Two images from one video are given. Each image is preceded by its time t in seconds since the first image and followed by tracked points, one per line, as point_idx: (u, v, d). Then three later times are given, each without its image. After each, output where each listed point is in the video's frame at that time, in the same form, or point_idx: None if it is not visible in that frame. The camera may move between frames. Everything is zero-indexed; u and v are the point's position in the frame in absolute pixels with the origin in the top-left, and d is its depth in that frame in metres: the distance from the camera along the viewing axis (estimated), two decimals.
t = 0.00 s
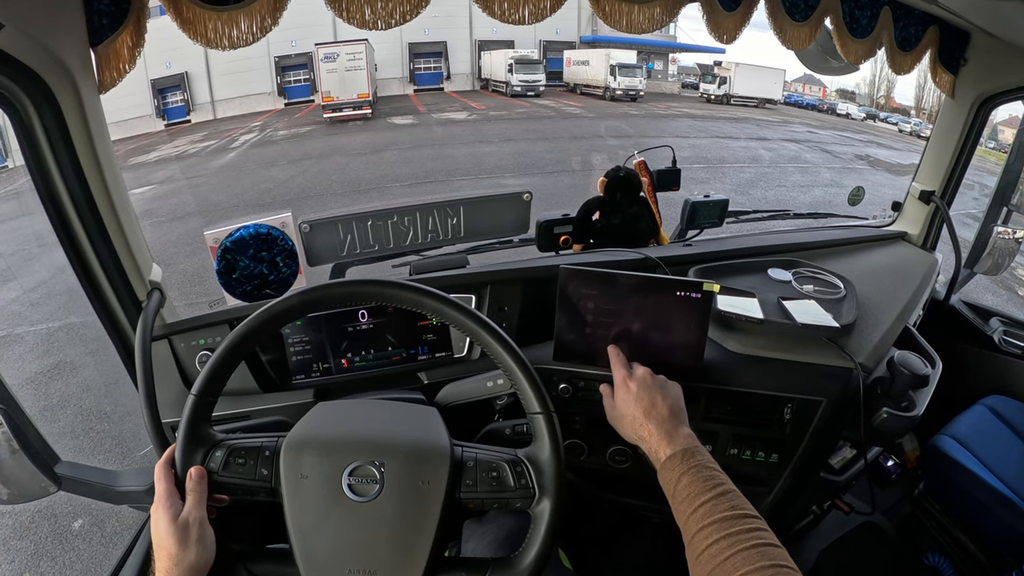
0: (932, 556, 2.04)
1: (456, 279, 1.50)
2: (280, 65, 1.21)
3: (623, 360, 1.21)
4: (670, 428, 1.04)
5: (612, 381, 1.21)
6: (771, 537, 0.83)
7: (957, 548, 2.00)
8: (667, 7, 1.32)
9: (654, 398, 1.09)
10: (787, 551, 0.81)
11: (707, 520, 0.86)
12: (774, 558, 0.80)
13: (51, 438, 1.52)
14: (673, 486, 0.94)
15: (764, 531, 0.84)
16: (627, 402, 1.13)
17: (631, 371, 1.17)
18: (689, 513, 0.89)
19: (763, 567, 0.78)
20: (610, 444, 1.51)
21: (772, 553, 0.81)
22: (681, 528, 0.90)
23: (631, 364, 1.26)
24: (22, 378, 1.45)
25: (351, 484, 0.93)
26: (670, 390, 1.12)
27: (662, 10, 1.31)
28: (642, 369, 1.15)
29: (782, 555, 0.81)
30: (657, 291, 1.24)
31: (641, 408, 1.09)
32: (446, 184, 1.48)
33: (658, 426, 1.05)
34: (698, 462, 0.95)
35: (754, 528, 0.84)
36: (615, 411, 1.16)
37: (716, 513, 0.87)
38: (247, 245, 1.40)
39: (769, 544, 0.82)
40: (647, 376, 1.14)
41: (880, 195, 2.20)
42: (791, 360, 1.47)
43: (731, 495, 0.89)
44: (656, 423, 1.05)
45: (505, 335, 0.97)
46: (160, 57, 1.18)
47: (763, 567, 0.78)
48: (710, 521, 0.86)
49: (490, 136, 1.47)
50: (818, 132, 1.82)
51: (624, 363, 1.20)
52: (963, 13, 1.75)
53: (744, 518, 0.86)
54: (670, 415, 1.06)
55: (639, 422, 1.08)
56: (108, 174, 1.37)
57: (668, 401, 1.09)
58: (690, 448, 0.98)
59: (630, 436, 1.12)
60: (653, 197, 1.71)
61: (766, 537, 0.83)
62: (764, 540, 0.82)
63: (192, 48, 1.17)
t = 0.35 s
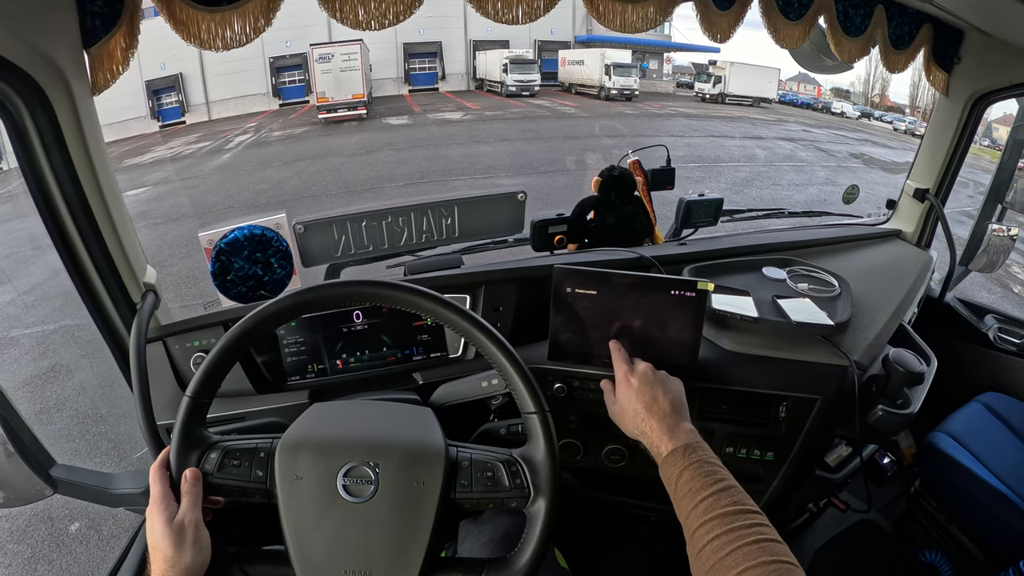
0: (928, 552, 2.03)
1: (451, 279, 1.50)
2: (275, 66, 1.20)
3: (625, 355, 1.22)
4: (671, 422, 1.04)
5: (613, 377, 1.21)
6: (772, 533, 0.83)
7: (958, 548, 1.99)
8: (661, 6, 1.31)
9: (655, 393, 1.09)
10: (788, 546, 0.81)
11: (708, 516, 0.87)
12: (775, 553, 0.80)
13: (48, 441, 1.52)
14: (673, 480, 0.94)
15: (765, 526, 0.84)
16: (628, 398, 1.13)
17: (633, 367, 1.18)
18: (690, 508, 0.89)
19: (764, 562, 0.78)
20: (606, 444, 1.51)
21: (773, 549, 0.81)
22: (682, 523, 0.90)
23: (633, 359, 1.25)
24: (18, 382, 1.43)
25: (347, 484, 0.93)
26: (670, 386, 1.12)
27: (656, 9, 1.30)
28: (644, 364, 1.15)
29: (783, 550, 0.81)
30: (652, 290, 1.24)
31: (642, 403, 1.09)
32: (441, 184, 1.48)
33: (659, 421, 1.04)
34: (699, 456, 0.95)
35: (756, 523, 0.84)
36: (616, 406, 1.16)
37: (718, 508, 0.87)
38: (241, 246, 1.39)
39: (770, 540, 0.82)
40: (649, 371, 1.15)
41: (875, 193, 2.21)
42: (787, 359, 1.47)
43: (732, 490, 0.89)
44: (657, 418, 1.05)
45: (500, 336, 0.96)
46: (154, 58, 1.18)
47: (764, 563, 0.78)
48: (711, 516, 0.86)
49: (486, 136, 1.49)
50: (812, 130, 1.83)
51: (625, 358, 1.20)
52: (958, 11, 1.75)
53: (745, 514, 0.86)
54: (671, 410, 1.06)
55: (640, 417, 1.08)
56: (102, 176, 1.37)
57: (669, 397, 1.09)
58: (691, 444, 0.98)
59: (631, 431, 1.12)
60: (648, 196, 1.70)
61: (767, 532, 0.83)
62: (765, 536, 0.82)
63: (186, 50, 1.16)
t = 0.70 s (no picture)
0: (926, 550, 2.04)
1: (448, 279, 1.50)
2: (270, 66, 1.20)
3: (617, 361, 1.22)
4: (665, 425, 1.04)
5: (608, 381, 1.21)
6: (767, 533, 0.84)
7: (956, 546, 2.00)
8: (656, 5, 1.32)
9: (648, 396, 1.10)
10: (782, 546, 0.82)
11: (703, 517, 0.87)
12: (769, 553, 0.80)
13: (46, 444, 1.50)
14: (668, 482, 0.94)
15: (759, 527, 0.84)
16: (622, 402, 1.13)
17: (625, 371, 1.18)
18: (685, 510, 0.89)
19: (759, 562, 0.79)
20: (603, 443, 1.51)
21: (767, 549, 0.81)
22: (677, 524, 0.90)
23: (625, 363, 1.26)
24: (15, 384, 1.43)
25: (344, 485, 0.93)
26: (664, 388, 1.13)
27: (651, 9, 1.31)
28: (637, 369, 1.16)
29: (778, 550, 0.81)
30: (649, 289, 1.25)
31: (636, 407, 1.09)
32: (438, 184, 1.49)
33: (653, 423, 1.05)
34: (694, 458, 0.96)
35: (751, 524, 0.85)
36: (610, 411, 1.16)
37: (713, 510, 0.87)
38: (238, 247, 1.38)
39: (764, 540, 0.82)
40: (642, 375, 1.15)
41: (870, 191, 2.21)
42: (784, 357, 1.48)
43: (727, 492, 0.90)
44: (651, 421, 1.05)
45: (497, 336, 0.97)
46: (149, 58, 1.17)
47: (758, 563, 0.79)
48: (705, 517, 0.86)
49: (483, 136, 1.48)
50: (807, 129, 1.84)
51: (618, 363, 1.20)
52: (951, 10, 1.76)
53: (740, 514, 0.86)
54: (665, 413, 1.06)
55: (634, 420, 1.08)
56: (98, 177, 1.36)
57: (663, 399, 1.09)
58: (686, 446, 0.98)
59: (626, 435, 1.12)
60: (644, 195, 1.70)
61: (763, 533, 0.83)
62: (760, 536, 0.82)
63: (182, 51, 1.16)
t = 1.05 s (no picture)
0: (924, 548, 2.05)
1: (446, 280, 1.50)
2: (267, 66, 1.21)
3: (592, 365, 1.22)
4: (644, 428, 1.04)
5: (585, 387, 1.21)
6: (748, 529, 0.84)
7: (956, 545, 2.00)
8: (653, 5, 1.32)
9: (626, 400, 1.10)
10: (764, 542, 0.82)
11: (684, 517, 0.87)
12: (750, 550, 0.80)
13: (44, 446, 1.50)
14: (649, 485, 0.94)
15: (741, 524, 0.84)
16: (601, 407, 1.13)
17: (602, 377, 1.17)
18: (666, 511, 0.89)
19: (741, 560, 0.78)
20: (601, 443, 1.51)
21: (750, 546, 0.81)
22: (660, 525, 0.90)
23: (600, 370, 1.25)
24: (13, 386, 1.43)
25: (341, 487, 0.93)
26: (642, 392, 1.13)
27: (648, 9, 1.31)
28: (613, 374, 1.15)
29: (760, 547, 0.81)
30: (646, 289, 1.25)
31: (613, 413, 1.09)
32: (435, 185, 1.48)
33: (631, 427, 1.05)
34: (673, 459, 0.95)
35: (732, 521, 0.84)
36: (590, 416, 1.16)
37: (694, 509, 0.87)
38: (234, 248, 1.38)
39: (746, 537, 0.82)
40: (618, 380, 1.14)
41: (867, 191, 2.22)
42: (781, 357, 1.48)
43: (708, 491, 0.90)
44: (629, 425, 1.05)
45: (494, 336, 0.96)
46: (146, 60, 1.18)
47: (740, 560, 0.79)
48: (687, 518, 0.86)
49: (479, 136, 1.49)
50: (805, 129, 1.83)
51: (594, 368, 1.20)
52: (947, 10, 1.77)
53: (722, 513, 0.86)
54: (643, 416, 1.06)
55: (613, 426, 1.09)
56: (95, 178, 1.36)
57: (640, 402, 1.09)
58: (665, 447, 0.98)
59: (607, 439, 1.12)
60: (641, 194, 1.69)
61: (745, 531, 0.83)
62: (740, 533, 0.82)
63: (178, 51, 1.16)
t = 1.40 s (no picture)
0: (926, 550, 2.06)
1: (447, 281, 1.50)
2: (268, 68, 1.20)
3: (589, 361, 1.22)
4: (639, 425, 1.04)
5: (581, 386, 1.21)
6: (744, 525, 0.83)
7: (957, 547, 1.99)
8: (654, 5, 1.32)
9: (621, 398, 1.10)
10: (760, 538, 0.81)
11: (680, 514, 0.86)
12: (745, 546, 0.80)
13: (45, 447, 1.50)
14: (645, 481, 0.94)
15: (738, 520, 0.84)
16: (597, 405, 1.13)
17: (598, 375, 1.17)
18: (662, 508, 0.89)
19: (737, 557, 0.78)
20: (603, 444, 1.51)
21: (746, 542, 0.81)
22: (656, 522, 0.90)
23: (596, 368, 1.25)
24: (13, 386, 1.43)
25: (342, 487, 0.92)
26: (637, 389, 1.12)
27: (649, 9, 1.31)
28: (609, 371, 1.15)
29: (756, 544, 0.81)
30: (647, 289, 1.24)
31: (609, 411, 1.09)
32: (436, 186, 1.48)
33: (627, 425, 1.05)
34: (669, 456, 0.95)
35: (728, 518, 0.84)
36: (586, 414, 1.16)
37: (689, 506, 0.87)
38: (236, 249, 1.38)
39: (742, 533, 0.82)
40: (614, 378, 1.14)
41: (868, 191, 2.22)
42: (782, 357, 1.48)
43: (703, 487, 0.89)
44: (625, 423, 1.05)
45: (496, 336, 0.96)
46: (147, 60, 1.18)
47: (736, 557, 0.78)
48: (682, 514, 0.86)
49: (480, 137, 1.48)
50: (806, 129, 1.83)
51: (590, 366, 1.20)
52: (948, 10, 1.77)
53: (718, 509, 0.86)
54: (639, 413, 1.06)
55: (610, 424, 1.09)
56: (96, 178, 1.36)
57: (635, 400, 1.09)
58: (661, 444, 0.98)
59: (603, 438, 1.12)
60: (641, 194, 1.70)
61: (741, 527, 0.83)
62: (736, 529, 0.82)
63: (179, 52, 1.16)
